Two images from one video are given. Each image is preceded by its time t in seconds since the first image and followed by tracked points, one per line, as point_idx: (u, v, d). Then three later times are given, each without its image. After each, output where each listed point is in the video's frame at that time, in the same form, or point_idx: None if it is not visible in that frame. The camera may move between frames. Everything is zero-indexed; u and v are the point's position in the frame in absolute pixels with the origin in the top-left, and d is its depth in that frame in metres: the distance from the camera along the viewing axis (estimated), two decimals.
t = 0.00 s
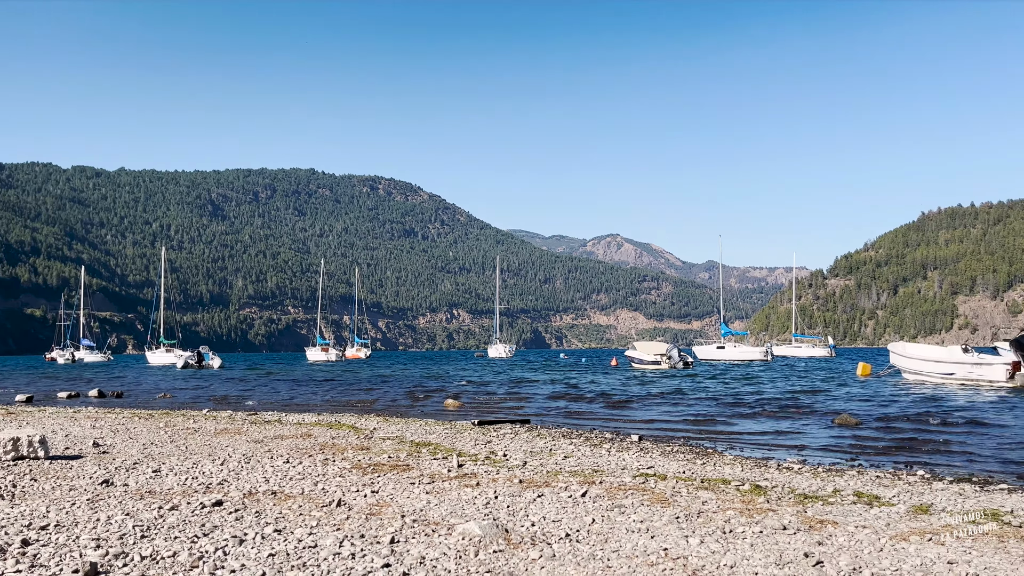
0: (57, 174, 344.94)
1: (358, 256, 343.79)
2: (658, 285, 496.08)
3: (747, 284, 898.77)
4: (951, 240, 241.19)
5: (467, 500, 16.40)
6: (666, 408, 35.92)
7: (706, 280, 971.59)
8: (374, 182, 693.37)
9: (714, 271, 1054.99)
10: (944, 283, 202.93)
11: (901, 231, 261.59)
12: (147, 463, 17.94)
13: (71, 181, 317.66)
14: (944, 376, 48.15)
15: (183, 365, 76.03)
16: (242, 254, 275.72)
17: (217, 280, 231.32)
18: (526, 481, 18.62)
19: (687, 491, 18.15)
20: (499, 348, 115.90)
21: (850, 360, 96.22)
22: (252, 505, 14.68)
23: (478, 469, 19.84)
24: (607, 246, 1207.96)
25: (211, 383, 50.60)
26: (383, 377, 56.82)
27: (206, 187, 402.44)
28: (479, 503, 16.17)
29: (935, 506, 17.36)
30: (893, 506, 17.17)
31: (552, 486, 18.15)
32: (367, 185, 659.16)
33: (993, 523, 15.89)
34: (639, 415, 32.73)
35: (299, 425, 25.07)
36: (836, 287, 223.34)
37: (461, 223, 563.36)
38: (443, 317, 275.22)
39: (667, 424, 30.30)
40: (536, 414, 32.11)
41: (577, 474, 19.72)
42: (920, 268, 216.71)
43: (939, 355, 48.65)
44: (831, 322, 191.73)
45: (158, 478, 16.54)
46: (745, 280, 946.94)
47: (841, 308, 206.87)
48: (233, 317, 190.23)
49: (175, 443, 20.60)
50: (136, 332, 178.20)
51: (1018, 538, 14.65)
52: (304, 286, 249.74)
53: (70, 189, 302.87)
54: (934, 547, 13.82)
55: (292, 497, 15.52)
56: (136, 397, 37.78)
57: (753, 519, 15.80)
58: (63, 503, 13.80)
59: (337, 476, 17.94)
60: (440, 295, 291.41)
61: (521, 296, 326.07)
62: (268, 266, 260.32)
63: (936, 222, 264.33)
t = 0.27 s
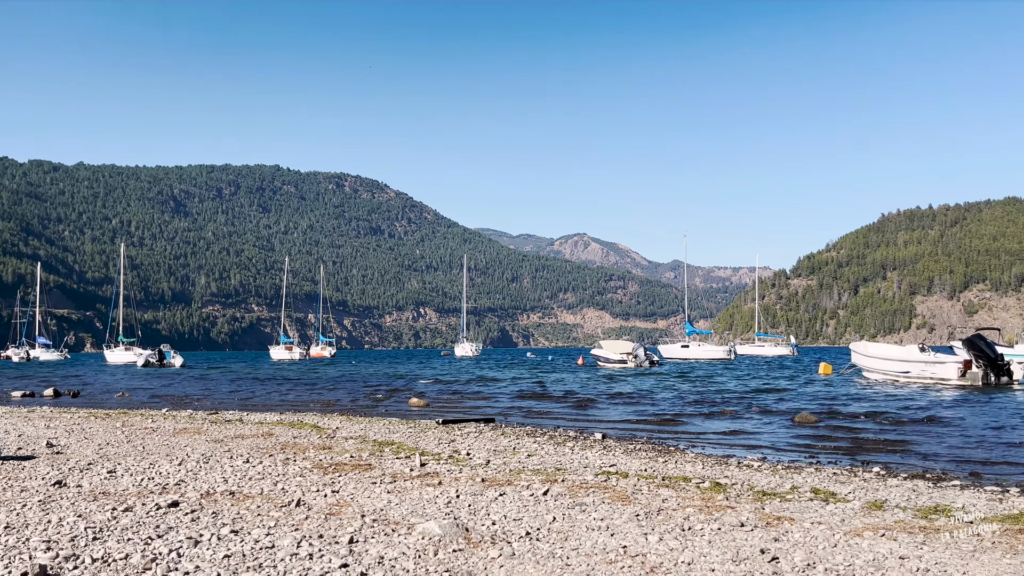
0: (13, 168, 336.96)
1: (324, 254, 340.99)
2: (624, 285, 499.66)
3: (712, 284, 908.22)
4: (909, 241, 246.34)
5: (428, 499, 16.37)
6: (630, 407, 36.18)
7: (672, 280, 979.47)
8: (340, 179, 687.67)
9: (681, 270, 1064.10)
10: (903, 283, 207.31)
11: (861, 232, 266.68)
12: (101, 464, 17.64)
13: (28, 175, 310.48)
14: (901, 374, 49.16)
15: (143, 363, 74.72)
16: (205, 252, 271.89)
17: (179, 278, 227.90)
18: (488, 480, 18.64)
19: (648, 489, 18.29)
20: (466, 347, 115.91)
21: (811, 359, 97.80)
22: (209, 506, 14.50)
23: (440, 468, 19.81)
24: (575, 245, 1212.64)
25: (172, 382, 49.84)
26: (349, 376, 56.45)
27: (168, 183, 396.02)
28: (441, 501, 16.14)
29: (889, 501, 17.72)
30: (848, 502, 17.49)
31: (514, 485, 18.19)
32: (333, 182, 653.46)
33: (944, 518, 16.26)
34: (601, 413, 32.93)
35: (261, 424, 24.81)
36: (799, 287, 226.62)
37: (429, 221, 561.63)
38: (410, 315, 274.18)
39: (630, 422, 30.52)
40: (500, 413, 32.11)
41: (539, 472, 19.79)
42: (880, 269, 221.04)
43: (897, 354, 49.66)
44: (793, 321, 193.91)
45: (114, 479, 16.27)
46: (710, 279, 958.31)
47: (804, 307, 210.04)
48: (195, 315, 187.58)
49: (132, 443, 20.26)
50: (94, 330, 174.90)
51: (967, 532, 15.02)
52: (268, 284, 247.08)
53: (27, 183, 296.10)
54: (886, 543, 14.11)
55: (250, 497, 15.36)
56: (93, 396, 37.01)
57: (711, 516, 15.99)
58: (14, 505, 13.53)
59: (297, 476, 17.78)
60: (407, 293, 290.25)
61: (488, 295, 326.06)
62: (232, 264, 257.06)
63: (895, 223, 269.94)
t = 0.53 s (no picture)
0: None
1: (292, 252, 338.06)
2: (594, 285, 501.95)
3: (681, 284, 916.02)
4: (874, 242, 250.65)
5: (394, 500, 16.29)
6: (598, 406, 36.29)
7: (642, 280, 985.55)
8: (308, 176, 681.07)
9: (650, 270, 1071.20)
10: (867, 284, 211.00)
11: (827, 234, 270.95)
12: (61, 464, 17.33)
13: None
14: (863, 374, 49.87)
15: (106, 362, 73.55)
16: (171, 249, 268.13)
17: (144, 275, 224.54)
18: (454, 480, 18.60)
19: (613, 488, 18.38)
20: (435, 347, 115.68)
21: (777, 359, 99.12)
22: (169, 507, 14.30)
23: (406, 468, 19.74)
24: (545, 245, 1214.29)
25: (135, 381, 49.06)
26: (317, 375, 56.05)
27: (133, 178, 389.78)
28: (405, 502, 16.07)
29: (850, 499, 18.01)
30: (810, 500, 17.73)
31: (479, 484, 18.19)
32: (302, 179, 646.66)
33: (904, 515, 16.57)
34: (569, 413, 33.04)
35: (225, 424, 24.54)
36: (765, 287, 229.43)
37: (399, 220, 559.46)
38: (379, 314, 273.00)
39: (598, 421, 30.68)
40: (467, 413, 32.02)
41: (506, 472, 19.80)
42: (845, 270, 224.62)
43: (860, 354, 50.31)
44: (761, 321, 195.82)
45: (72, 480, 16.01)
46: (679, 279, 967.43)
47: (771, 307, 212.29)
48: (160, 313, 184.99)
49: (91, 444, 19.94)
50: (56, 328, 171.74)
51: (925, 529, 15.31)
52: (236, 281, 244.41)
53: None
54: (846, 540, 14.32)
55: (211, 499, 15.17)
56: (52, 396, 36.31)
57: (675, 515, 16.11)
58: None
59: (260, 476, 17.60)
60: (376, 292, 288.84)
61: (458, 294, 325.53)
62: (198, 261, 253.80)
63: (860, 225, 274.57)
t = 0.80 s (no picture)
0: None
1: (260, 249, 334.25)
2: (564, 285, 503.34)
3: (650, 284, 922.00)
4: (839, 245, 254.41)
5: (357, 500, 16.18)
6: (566, 406, 36.36)
7: (611, 280, 990.36)
8: (276, 172, 673.59)
9: (620, 271, 1077.09)
10: (832, 286, 214.06)
11: (793, 236, 274.53)
12: (16, 465, 16.98)
13: None
14: (826, 374, 50.64)
15: (67, 360, 72.19)
16: (135, 245, 263.59)
17: (107, 272, 220.40)
18: (419, 480, 18.54)
19: (577, 488, 18.44)
20: (404, 346, 115.22)
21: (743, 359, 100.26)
22: (127, 508, 14.08)
23: (371, 469, 19.63)
24: (516, 244, 1214.42)
25: (96, 380, 48.14)
26: (283, 375, 55.49)
27: (96, 173, 382.48)
28: (367, 502, 15.99)
29: (811, 498, 18.25)
30: (771, 499, 17.96)
31: (445, 484, 18.13)
32: (270, 175, 639.54)
33: (861, 514, 16.84)
34: (536, 413, 33.10)
35: (187, 424, 24.20)
36: (733, 288, 231.63)
37: (369, 218, 556.17)
38: (348, 313, 271.08)
39: (564, 421, 30.77)
40: (434, 413, 31.89)
41: (471, 472, 19.76)
42: (811, 271, 227.61)
43: (824, 355, 51.03)
44: (728, 322, 197.48)
45: (28, 480, 15.68)
46: (648, 280, 974.04)
47: (738, 308, 214.29)
48: (123, 311, 181.75)
49: (49, 444, 19.54)
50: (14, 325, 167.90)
51: (882, 528, 15.56)
52: (201, 279, 240.97)
53: None
54: (806, 539, 14.51)
55: (170, 500, 14.95)
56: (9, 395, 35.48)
57: (638, 514, 16.20)
58: None
59: (222, 477, 17.37)
60: (345, 291, 286.59)
61: (428, 293, 324.36)
62: (163, 258, 249.81)
63: (826, 227, 278.61)
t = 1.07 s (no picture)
0: None
1: (228, 247, 330.51)
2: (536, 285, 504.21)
3: (622, 284, 926.71)
4: (807, 247, 257.70)
5: (323, 501, 16.05)
6: (535, 406, 36.45)
7: (583, 280, 993.91)
8: (246, 169, 666.21)
9: (592, 271, 1081.41)
10: (800, 287, 216.82)
11: (762, 238, 277.59)
12: None
13: None
14: (792, 374, 51.34)
15: (29, 358, 70.93)
16: (100, 242, 259.22)
17: (71, 270, 216.69)
18: (385, 480, 18.47)
19: (545, 488, 18.46)
20: (374, 345, 114.83)
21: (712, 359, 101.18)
22: (85, 510, 13.82)
23: (337, 469, 19.51)
24: (488, 243, 1213.49)
25: (57, 378, 47.27)
26: (250, 374, 55.07)
27: (61, 169, 375.62)
28: (333, 502, 15.89)
29: (774, 498, 18.47)
30: (735, 498, 18.15)
31: (411, 484, 18.08)
32: (240, 172, 632.68)
33: (825, 512, 17.06)
34: (505, 412, 33.17)
35: (151, 423, 23.87)
36: (703, 289, 233.62)
37: (340, 216, 552.62)
38: (317, 312, 269.24)
39: (533, 421, 30.86)
40: (402, 412, 31.81)
41: (439, 472, 19.72)
42: (779, 273, 230.20)
43: (791, 355, 51.52)
44: (698, 323, 199.10)
45: None
46: (620, 280, 979.19)
47: (707, 309, 216.04)
48: (87, 309, 178.65)
49: (6, 444, 19.15)
50: None
51: (844, 526, 15.78)
52: (168, 276, 237.69)
53: None
54: (768, 538, 14.68)
55: (131, 500, 14.72)
56: None
57: (605, 514, 16.26)
58: None
59: (185, 477, 17.15)
60: (315, 289, 284.40)
61: (399, 292, 323.06)
62: (129, 256, 246.06)
63: (794, 229, 282.06)
